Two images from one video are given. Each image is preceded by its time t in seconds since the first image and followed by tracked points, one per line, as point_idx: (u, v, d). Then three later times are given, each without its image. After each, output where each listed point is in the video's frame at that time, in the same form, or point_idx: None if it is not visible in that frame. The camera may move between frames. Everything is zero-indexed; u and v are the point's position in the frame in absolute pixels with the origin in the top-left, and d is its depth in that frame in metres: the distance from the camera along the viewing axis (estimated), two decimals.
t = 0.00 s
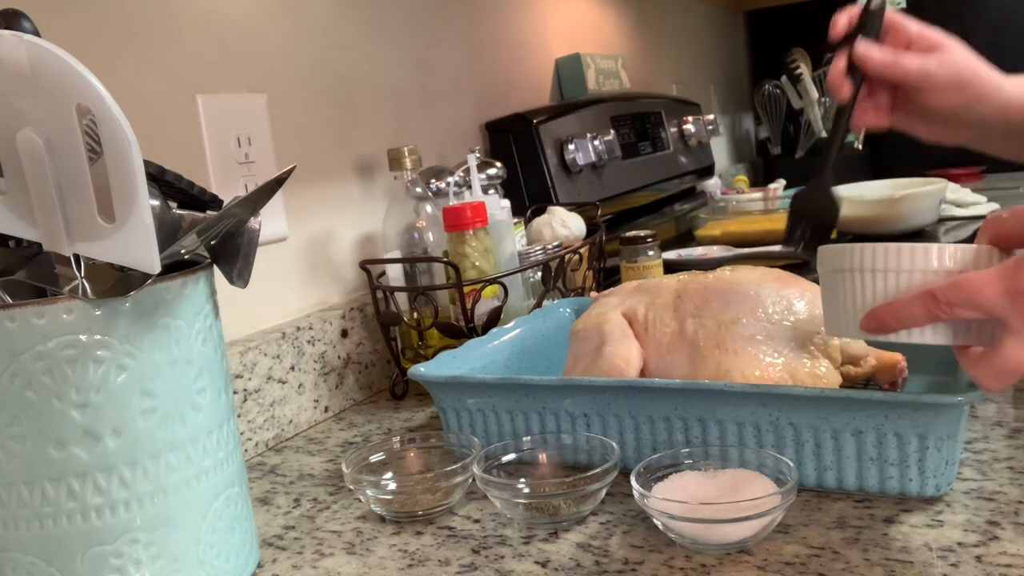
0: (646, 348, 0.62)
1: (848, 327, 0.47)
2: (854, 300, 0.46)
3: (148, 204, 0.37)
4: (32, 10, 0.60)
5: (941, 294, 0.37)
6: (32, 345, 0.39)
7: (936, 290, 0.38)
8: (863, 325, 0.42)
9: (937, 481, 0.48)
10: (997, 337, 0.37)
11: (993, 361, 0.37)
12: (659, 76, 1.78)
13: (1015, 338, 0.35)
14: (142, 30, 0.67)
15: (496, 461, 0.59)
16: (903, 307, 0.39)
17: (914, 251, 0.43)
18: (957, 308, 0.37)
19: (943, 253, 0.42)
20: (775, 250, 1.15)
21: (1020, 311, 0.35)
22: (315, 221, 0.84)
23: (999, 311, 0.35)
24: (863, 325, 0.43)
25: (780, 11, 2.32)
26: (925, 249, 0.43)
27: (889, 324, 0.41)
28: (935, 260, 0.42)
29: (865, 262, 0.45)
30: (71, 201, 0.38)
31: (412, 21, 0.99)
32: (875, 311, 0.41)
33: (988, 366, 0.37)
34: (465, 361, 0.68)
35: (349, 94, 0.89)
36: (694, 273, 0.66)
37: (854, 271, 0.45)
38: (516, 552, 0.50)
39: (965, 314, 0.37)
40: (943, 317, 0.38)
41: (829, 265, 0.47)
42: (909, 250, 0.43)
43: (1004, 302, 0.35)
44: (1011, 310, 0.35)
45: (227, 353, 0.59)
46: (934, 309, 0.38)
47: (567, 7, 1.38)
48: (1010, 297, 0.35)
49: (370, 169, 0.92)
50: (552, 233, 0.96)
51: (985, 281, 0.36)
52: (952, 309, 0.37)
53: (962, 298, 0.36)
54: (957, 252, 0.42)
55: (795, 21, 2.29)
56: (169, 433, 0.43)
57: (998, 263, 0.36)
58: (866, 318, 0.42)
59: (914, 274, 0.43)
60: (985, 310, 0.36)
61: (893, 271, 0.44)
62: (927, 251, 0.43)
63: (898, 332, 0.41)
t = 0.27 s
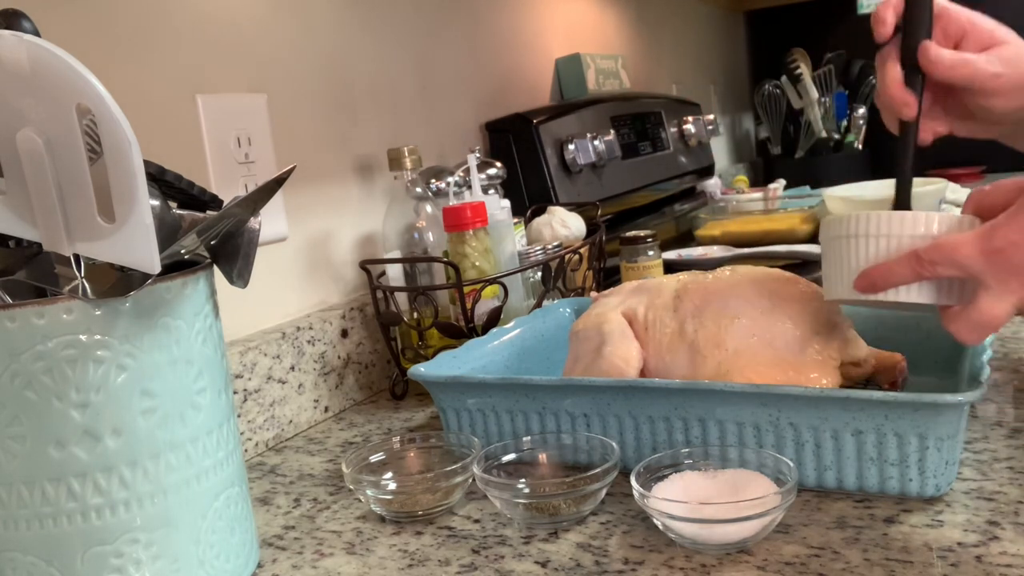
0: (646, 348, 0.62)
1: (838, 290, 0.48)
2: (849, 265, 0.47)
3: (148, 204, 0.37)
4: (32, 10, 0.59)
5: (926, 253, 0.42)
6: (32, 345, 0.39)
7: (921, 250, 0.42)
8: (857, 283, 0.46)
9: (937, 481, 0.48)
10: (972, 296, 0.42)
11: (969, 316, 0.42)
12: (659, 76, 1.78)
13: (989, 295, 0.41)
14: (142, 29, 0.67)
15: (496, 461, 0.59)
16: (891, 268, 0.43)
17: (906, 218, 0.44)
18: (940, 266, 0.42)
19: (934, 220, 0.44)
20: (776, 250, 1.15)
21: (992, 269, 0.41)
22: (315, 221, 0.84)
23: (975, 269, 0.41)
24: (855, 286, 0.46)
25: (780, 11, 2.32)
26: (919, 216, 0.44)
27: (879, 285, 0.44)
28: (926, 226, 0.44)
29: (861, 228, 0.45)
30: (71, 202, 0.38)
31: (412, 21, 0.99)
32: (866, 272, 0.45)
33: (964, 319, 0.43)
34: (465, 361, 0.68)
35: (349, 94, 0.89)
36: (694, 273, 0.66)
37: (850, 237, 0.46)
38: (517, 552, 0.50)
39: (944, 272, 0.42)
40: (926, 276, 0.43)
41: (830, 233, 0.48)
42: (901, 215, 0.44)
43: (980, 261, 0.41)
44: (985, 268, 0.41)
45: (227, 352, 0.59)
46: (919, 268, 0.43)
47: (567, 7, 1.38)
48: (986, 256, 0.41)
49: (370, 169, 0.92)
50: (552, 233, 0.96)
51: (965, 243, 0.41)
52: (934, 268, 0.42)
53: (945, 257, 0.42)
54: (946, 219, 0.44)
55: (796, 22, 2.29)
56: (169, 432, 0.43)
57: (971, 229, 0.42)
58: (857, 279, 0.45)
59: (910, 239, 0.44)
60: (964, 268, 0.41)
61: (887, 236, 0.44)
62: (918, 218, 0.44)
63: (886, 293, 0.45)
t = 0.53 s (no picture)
0: (646, 348, 0.62)
1: (831, 292, 0.49)
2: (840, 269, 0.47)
3: (148, 204, 0.37)
4: (31, 10, 0.59)
5: (923, 255, 0.43)
6: (31, 345, 0.39)
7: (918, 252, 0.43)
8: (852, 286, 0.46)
9: (937, 481, 0.48)
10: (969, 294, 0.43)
11: (968, 315, 0.43)
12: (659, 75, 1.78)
13: (986, 292, 0.43)
14: (142, 30, 0.67)
15: (496, 461, 0.59)
16: (888, 270, 0.44)
17: (895, 221, 0.45)
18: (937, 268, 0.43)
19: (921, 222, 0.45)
20: (776, 250, 1.15)
21: (990, 267, 0.42)
22: (315, 221, 0.84)
23: (973, 269, 0.42)
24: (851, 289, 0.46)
25: (780, 11, 2.32)
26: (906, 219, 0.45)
27: (877, 287, 0.45)
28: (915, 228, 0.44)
29: (848, 233, 0.46)
30: (71, 202, 0.38)
31: (412, 21, 0.99)
32: (862, 276, 0.45)
33: (961, 319, 0.44)
34: (465, 362, 0.68)
35: (349, 94, 0.89)
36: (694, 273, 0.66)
37: (838, 242, 0.47)
38: (517, 552, 0.50)
39: (942, 273, 0.43)
40: (923, 277, 0.43)
41: (816, 238, 0.49)
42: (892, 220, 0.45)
43: (978, 261, 0.42)
44: (983, 267, 0.42)
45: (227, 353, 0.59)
46: (917, 270, 0.43)
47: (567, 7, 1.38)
48: (983, 256, 0.42)
49: (370, 169, 0.92)
50: (552, 233, 0.96)
51: (962, 244, 0.42)
52: (932, 269, 0.43)
53: (942, 259, 0.43)
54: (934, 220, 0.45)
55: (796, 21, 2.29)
56: (169, 432, 0.43)
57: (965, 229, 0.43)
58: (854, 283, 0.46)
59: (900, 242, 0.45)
60: (960, 268, 0.42)
61: (878, 240, 0.45)
62: (907, 221, 0.45)
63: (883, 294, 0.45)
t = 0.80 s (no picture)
0: (646, 348, 0.63)
1: (846, 294, 0.46)
2: (853, 268, 0.45)
3: (148, 204, 0.37)
4: (31, 11, 0.59)
5: (961, 249, 0.41)
6: (31, 345, 0.39)
7: (954, 246, 0.42)
8: (877, 284, 0.44)
9: (937, 481, 0.48)
10: (1009, 287, 0.43)
11: (1007, 309, 0.43)
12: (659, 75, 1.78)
13: None
14: (142, 30, 0.67)
15: (496, 461, 0.59)
16: (921, 266, 0.42)
17: (907, 216, 0.43)
18: (976, 261, 0.41)
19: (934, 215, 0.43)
20: (776, 250, 1.15)
21: None
22: (315, 221, 0.84)
23: (1014, 262, 0.41)
24: (876, 288, 0.44)
25: (780, 11, 2.32)
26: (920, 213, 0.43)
27: (907, 284, 0.43)
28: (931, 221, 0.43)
29: (861, 230, 0.44)
30: (71, 202, 0.38)
31: (412, 21, 0.99)
32: (890, 273, 0.43)
33: (1000, 312, 0.43)
34: (465, 362, 0.68)
35: (349, 94, 0.89)
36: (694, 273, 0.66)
37: (848, 241, 0.45)
38: (516, 552, 0.50)
39: (982, 266, 0.42)
40: (960, 272, 0.42)
41: (823, 238, 0.47)
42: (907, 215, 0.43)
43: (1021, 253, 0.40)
44: None
45: (227, 353, 0.59)
46: (954, 265, 0.42)
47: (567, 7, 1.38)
48: None
49: (370, 169, 0.92)
50: (552, 233, 0.96)
51: (1004, 239, 0.40)
52: (970, 263, 0.42)
53: (983, 252, 0.41)
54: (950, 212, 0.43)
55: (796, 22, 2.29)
56: (169, 432, 0.43)
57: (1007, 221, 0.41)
58: (881, 281, 0.44)
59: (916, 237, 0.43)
60: (1003, 261, 0.41)
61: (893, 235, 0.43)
62: (922, 215, 0.43)
63: (913, 291, 0.44)
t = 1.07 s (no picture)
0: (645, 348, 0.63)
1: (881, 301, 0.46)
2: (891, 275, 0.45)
3: (148, 204, 0.37)
4: (32, 11, 0.60)
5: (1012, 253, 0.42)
6: (31, 345, 0.39)
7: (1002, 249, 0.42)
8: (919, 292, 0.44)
9: (937, 481, 0.48)
10: None
11: None
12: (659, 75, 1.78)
13: None
14: (142, 30, 0.67)
15: (496, 461, 0.59)
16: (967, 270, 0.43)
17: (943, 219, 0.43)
18: None
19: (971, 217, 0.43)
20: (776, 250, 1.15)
21: None
22: (315, 221, 0.84)
23: None
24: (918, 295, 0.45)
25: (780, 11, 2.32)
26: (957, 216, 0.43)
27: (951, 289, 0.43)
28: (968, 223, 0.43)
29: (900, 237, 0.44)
30: (71, 202, 0.38)
31: (412, 22, 0.99)
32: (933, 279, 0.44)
33: None
34: (465, 362, 0.68)
35: (349, 94, 0.89)
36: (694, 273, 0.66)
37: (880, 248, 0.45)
38: (517, 552, 0.50)
39: None
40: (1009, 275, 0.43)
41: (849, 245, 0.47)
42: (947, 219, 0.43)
43: None
44: None
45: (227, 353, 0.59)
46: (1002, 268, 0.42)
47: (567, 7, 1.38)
48: None
49: (370, 169, 0.92)
50: (552, 234, 0.96)
51: None
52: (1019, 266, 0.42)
53: None
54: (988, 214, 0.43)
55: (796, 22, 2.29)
56: (169, 432, 0.43)
57: None
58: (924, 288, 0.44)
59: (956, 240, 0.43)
60: None
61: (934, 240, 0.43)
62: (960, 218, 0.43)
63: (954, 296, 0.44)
